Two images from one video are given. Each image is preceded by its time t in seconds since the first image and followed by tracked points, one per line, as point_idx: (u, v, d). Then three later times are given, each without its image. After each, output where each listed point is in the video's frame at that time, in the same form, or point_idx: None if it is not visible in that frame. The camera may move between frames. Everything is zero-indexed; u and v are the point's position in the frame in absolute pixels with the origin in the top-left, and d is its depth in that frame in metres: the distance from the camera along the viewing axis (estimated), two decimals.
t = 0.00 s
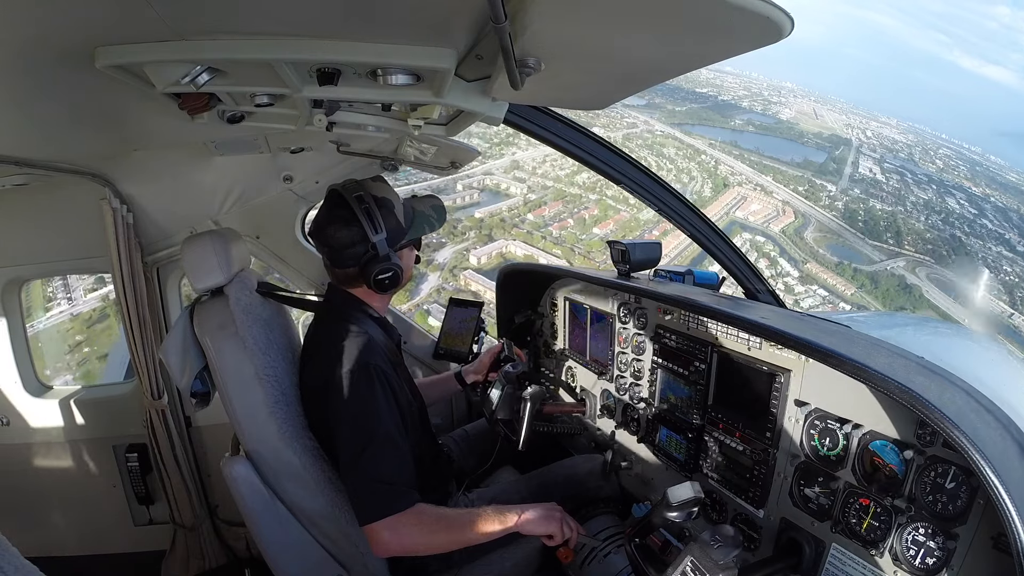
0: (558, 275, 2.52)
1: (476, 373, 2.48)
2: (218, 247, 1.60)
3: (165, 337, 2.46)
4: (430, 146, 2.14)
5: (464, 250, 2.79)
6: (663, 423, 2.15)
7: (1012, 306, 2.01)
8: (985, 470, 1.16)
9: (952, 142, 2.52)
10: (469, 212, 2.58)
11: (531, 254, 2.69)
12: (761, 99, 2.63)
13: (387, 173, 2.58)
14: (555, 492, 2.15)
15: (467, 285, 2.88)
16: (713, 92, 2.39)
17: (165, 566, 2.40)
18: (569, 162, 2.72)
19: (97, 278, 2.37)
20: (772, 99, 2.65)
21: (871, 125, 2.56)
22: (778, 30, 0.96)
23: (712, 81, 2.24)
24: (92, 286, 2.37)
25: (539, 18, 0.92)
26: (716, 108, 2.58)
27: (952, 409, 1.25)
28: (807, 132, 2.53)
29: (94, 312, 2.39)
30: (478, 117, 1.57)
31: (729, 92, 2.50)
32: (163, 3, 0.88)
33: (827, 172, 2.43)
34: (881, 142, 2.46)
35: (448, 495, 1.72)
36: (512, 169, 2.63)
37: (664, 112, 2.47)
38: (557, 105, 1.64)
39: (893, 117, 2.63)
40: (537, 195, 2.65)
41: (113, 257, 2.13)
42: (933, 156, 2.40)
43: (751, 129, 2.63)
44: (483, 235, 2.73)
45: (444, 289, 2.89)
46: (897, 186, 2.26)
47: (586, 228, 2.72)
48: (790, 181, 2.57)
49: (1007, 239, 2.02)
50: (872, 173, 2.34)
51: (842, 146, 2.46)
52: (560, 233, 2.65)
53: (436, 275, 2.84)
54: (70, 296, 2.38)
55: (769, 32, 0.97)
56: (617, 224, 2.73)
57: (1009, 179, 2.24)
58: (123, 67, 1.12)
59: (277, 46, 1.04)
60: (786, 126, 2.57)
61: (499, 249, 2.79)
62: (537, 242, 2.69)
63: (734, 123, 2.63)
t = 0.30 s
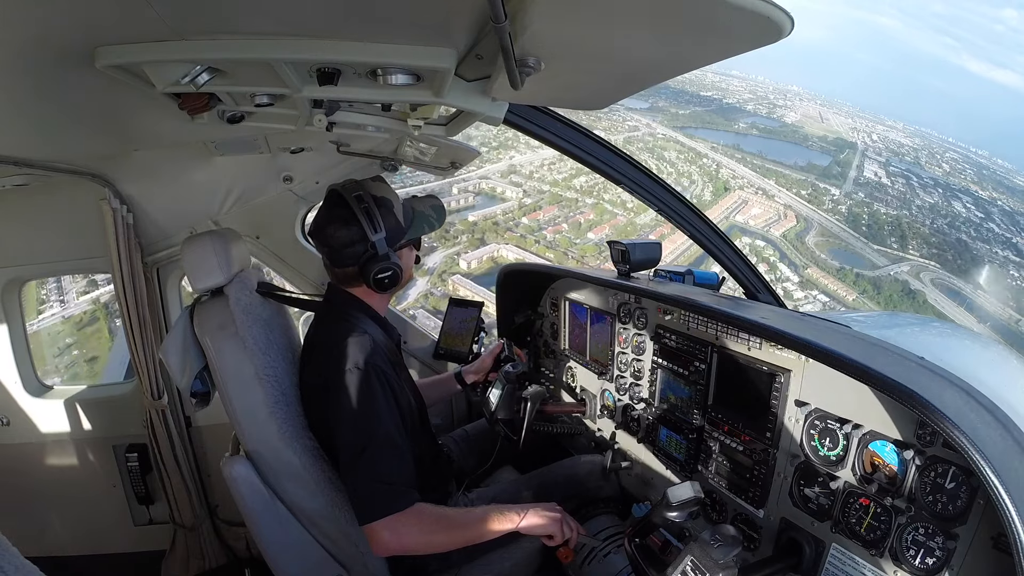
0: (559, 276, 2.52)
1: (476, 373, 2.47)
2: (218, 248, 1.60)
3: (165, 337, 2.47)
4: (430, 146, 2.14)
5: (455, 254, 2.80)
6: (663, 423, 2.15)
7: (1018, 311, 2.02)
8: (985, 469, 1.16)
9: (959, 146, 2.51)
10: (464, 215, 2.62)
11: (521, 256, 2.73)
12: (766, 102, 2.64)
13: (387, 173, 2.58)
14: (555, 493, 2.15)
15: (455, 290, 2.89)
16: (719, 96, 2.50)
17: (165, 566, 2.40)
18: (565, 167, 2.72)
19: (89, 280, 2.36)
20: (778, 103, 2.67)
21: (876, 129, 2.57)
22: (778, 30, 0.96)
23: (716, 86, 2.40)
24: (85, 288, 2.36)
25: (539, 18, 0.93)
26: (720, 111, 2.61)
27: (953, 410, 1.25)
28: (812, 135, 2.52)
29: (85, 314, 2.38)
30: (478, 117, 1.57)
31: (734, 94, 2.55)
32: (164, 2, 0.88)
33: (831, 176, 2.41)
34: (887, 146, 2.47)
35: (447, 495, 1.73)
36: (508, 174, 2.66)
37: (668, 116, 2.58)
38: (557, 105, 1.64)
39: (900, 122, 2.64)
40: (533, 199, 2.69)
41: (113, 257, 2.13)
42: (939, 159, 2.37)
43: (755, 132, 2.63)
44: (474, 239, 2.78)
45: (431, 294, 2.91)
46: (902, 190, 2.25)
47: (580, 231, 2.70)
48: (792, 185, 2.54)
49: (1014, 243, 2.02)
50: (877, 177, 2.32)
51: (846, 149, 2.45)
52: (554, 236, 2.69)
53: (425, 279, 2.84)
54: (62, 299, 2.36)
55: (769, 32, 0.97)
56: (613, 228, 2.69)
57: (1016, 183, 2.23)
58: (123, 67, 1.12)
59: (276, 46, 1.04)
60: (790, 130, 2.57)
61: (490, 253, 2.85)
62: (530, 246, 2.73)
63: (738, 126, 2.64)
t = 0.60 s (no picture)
0: (559, 276, 2.53)
1: (476, 373, 2.47)
2: (219, 247, 1.60)
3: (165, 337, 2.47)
4: (430, 146, 2.14)
5: (443, 261, 2.79)
6: (663, 423, 2.15)
7: None
8: (985, 470, 1.15)
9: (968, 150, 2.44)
10: (456, 221, 2.60)
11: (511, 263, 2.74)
12: (769, 107, 2.67)
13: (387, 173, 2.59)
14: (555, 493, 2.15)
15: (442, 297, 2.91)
16: (723, 102, 2.58)
17: (165, 566, 2.41)
18: (560, 173, 2.72)
19: (80, 286, 2.36)
20: (783, 108, 2.69)
21: (882, 133, 2.56)
22: (778, 30, 0.96)
23: (717, 87, 2.39)
24: (77, 295, 2.36)
25: (539, 18, 0.93)
26: (723, 116, 2.64)
27: (952, 411, 1.25)
28: (815, 139, 2.51)
29: (75, 320, 2.38)
30: (478, 117, 1.57)
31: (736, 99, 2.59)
32: (162, 2, 0.88)
33: (834, 180, 2.39)
34: (891, 150, 2.43)
35: (448, 495, 1.73)
36: (505, 181, 2.70)
37: (670, 120, 2.60)
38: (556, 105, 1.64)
39: (905, 125, 2.61)
40: (526, 206, 2.75)
41: (113, 258, 2.13)
42: (944, 163, 2.33)
43: (758, 137, 2.65)
44: (466, 244, 2.77)
45: (418, 302, 2.95)
46: (906, 195, 2.19)
47: (575, 237, 2.69)
48: (796, 189, 2.50)
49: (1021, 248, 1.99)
50: (881, 180, 2.28)
51: (850, 153, 2.44)
52: (547, 242, 2.68)
53: (414, 288, 2.85)
54: (55, 304, 2.36)
55: (769, 32, 0.97)
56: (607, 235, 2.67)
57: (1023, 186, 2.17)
58: (123, 68, 1.12)
59: (276, 46, 1.04)
60: (794, 134, 2.56)
61: (481, 259, 2.81)
62: (522, 251, 2.70)
63: (742, 131, 2.67)
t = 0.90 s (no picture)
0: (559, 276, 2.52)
1: (474, 375, 2.47)
2: (218, 247, 1.60)
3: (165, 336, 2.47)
4: (430, 146, 2.14)
5: (433, 267, 2.78)
6: (663, 423, 2.15)
7: None
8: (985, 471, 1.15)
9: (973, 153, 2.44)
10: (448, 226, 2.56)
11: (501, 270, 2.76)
12: (773, 111, 2.64)
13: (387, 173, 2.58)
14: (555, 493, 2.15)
15: (429, 303, 2.92)
16: (725, 105, 2.55)
17: (165, 566, 2.41)
18: (556, 178, 2.70)
19: (73, 291, 2.35)
20: (787, 111, 2.66)
21: (887, 135, 2.53)
22: (778, 30, 0.96)
23: (722, 91, 2.46)
24: (69, 300, 2.34)
25: (538, 17, 0.92)
26: (725, 120, 2.61)
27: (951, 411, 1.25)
28: (819, 143, 2.49)
29: (67, 326, 2.38)
30: (478, 117, 1.57)
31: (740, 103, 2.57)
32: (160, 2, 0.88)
33: (837, 183, 2.37)
34: (896, 153, 2.42)
35: (447, 495, 1.73)
36: (501, 185, 2.67)
37: (670, 124, 2.56)
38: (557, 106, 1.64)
39: (911, 128, 2.58)
40: (522, 210, 2.66)
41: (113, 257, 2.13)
42: (951, 165, 2.32)
43: (760, 141, 2.60)
44: (456, 251, 2.72)
45: (406, 307, 2.98)
46: (910, 199, 2.20)
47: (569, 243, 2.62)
48: (799, 193, 2.50)
49: None
50: (885, 184, 2.27)
51: (854, 157, 2.40)
52: (540, 247, 2.63)
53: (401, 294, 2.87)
54: (47, 309, 2.36)
55: (769, 32, 0.97)
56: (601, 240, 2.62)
57: None
58: (123, 68, 1.12)
59: (276, 46, 1.04)
60: (797, 137, 2.54)
61: (472, 264, 2.79)
62: (514, 257, 2.67)
63: (744, 134, 2.61)
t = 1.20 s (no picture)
0: (558, 276, 2.52)
1: (472, 376, 2.47)
2: (218, 247, 1.60)
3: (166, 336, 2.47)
4: (430, 146, 2.14)
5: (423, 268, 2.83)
6: (663, 423, 2.15)
7: None
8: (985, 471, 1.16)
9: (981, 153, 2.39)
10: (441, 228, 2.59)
11: (491, 272, 2.84)
12: (778, 113, 2.65)
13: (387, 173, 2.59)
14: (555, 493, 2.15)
15: (416, 305, 2.96)
16: (730, 106, 2.60)
17: (165, 566, 2.41)
18: (553, 179, 2.66)
19: (66, 291, 2.35)
20: (792, 113, 2.67)
21: (895, 137, 2.49)
22: (779, 30, 0.96)
23: (728, 93, 2.57)
24: (61, 300, 2.35)
25: (537, 17, 0.92)
26: (730, 121, 2.62)
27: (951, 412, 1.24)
28: (824, 145, 2.49)
29: (57, 326, 2.38)
30: (478, 117, 1.57)
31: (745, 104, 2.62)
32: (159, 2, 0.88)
33: (843, 185, 2.37)
34: (903, 154, 2.37)
35: (447, 495, 1.73)
36: (496, 186, 2.70)
37: (675, 125, 2.62)
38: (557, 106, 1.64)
39: (918, 130, 2.56)
40: (517, 211, 2.71)
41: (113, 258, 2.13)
42: (958, 167, 2.27)
43: (765, 141, 2.59)
44: (448, 252, 2.75)
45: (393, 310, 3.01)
46: (915, 200, 2.17)
47: (562, 244, 2.67)
48: (801, 194, 2.52)
49: None
50: (891, 186, 2.24)
51: (860, 158, 2.38)
52: (533, 248, 2.67)
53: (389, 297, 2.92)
54: (41, 309, 2.36)
55: (770, 32, 0.97)
56: (596, 241, 2.65)
57: None
58: (123, 68, 1.12)
59: (276, 46, 1.04)
60: (802, 139, 2.55)
61: (462, 266, 2.81)
62: (505, 259, 2.74)
63: (749, 135, 2.61)
